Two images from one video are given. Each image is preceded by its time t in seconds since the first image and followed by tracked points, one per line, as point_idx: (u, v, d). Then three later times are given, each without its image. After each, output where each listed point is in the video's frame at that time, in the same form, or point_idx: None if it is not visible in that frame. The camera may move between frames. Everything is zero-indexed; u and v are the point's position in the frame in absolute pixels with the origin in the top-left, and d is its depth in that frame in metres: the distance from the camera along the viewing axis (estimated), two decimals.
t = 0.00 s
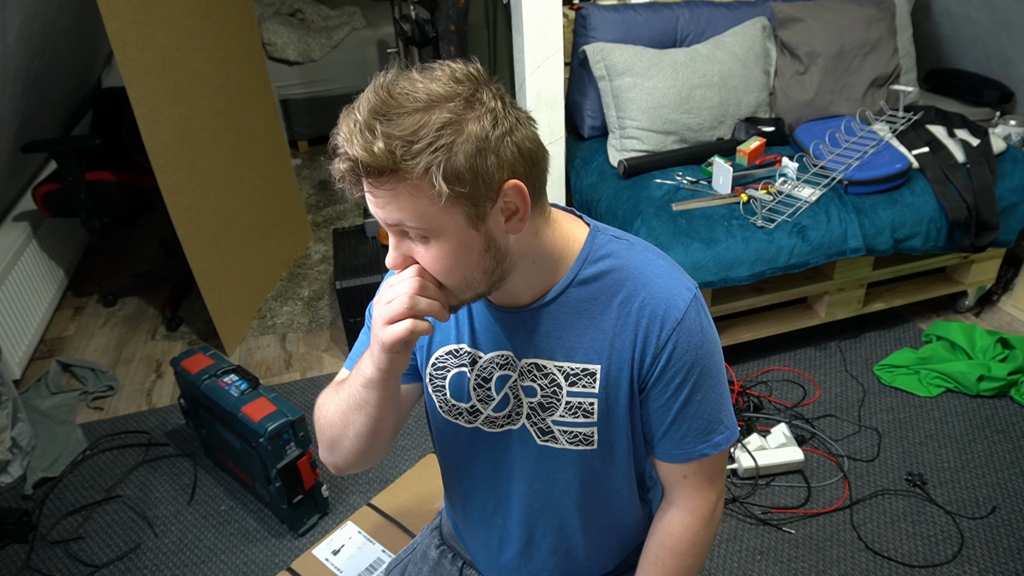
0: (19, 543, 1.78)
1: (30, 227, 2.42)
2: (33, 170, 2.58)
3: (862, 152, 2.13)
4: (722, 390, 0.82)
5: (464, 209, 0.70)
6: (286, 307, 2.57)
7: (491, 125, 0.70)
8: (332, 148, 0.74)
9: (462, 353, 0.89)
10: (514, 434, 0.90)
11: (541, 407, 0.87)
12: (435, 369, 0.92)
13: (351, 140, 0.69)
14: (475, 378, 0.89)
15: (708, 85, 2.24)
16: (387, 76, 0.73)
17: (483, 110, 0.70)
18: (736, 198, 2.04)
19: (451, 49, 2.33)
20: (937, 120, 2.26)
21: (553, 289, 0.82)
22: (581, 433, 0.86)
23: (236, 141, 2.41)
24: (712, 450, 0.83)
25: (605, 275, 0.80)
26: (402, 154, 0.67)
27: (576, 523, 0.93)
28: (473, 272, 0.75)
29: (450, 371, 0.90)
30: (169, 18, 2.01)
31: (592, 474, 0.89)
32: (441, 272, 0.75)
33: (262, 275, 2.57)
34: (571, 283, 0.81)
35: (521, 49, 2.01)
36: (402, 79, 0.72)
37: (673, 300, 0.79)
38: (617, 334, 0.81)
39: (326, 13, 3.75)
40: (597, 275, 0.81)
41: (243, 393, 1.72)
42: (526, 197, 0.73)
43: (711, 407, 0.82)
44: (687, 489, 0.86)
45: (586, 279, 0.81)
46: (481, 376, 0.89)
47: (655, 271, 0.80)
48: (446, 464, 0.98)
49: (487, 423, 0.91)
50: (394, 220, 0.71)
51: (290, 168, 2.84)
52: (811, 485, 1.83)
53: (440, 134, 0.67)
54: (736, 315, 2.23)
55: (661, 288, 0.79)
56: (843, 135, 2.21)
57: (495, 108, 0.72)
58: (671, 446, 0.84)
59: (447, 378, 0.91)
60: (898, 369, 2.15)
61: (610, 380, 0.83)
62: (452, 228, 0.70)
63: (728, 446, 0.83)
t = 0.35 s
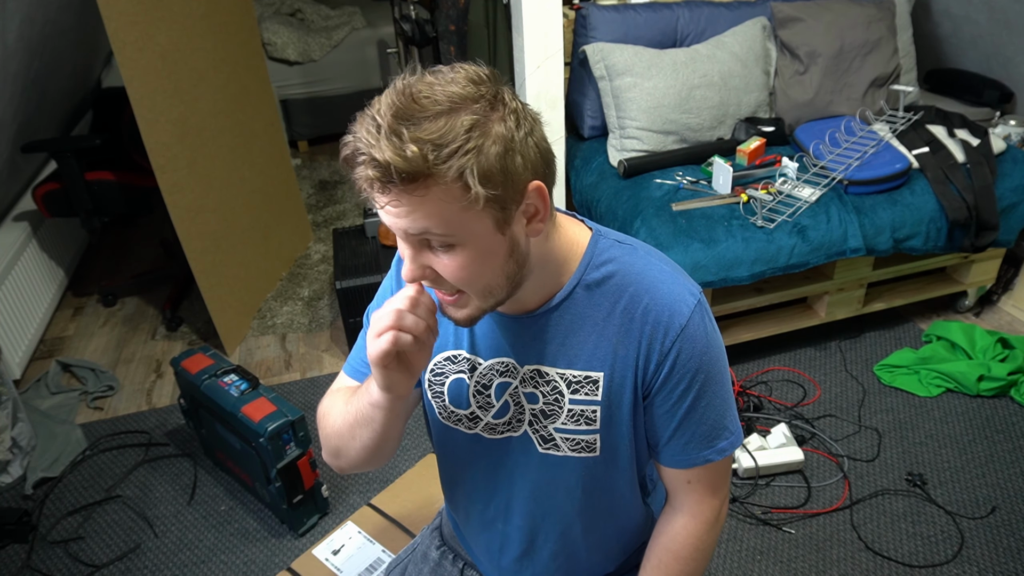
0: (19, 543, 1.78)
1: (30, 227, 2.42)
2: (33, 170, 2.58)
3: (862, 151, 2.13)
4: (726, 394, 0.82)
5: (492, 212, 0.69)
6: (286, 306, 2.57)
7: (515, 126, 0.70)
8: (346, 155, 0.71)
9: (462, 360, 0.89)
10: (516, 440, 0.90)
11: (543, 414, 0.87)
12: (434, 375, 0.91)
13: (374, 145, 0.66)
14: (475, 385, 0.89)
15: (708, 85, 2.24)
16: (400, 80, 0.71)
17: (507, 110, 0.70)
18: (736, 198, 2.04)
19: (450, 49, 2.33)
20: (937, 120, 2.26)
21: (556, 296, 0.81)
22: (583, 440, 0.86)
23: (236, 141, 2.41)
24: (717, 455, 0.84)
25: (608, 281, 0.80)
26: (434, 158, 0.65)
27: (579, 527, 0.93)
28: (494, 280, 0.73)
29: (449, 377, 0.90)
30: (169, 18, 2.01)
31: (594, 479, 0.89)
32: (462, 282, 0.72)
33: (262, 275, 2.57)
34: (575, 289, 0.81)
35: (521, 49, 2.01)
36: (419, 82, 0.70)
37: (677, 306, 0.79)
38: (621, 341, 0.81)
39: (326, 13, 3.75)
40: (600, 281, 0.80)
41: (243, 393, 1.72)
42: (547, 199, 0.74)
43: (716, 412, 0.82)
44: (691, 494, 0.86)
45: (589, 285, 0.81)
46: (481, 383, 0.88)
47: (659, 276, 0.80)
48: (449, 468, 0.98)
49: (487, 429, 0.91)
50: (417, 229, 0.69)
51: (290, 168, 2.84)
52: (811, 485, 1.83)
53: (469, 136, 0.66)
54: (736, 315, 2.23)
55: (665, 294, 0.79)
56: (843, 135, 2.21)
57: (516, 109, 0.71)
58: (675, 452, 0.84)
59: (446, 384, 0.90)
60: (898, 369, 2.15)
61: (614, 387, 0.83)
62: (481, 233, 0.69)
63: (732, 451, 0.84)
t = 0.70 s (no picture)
0: (19, 543, 1.78)
1: (30, 227, 2.42)
2: (33, 170, 2.58)
3: (862, 152, 2.13)
4: (733, 410, 0.80)
5: (540, 217, 0.69)
6: (286, 306, 2.57)
7: (558, 128, 0.72)
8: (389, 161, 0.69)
9: (458, 382, 0.88)
10: (519, 457, 0.90)
11: (546, 434, 0.86)
12: (432, 399, 0.90)
13: (431, 146, 0.65)
14: (474, 407, 0.88)
15: (708, 85, 2.24)
16: (440, 85, 0.72)
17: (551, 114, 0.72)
18: (736, 198, 2.04)
19: (450, 49, 2.33)
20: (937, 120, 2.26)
21: (558, 313, 0.80)
22: (587, 459, 0.86)
23: (236, 141, 2.41)
24: (724, 471, 0.81)
25: (609, 298, 0.79)
26: (497, 157, 0.65)
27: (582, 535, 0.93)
28: (531, 291, 0.73)
29: (446, 399, 0.89)
30: (169, 18, 2.01)
31: (599, 493, 0.89)
32: (503, 294, 0.71)
33: (262, 275, 2.57)
34: (577, 306, 0.80)
35: (520, 49, 2.01)
36: (464, 85, 0.70)
37: (678, 322, 0.77)
38: (622, 359, 0.80)
39: (326, 13, 3.75)
40: (602, 297, 0.79)
41: (243, 393, 1.72)
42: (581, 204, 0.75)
43: (722, 428, 0.79)
44: (696, 508, 0.84)
45: (592, 301, 0.79)
46: (481, 405, 0.87)
47: (660, 292, 0.79)
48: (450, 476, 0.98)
49: (489, 450, 0.90)
50: (468, 238, 0.67)
51: (290, 168, 2.84)
52: (811, 485, 1.83)
53: (525, 136, 0.67)
54: (736, 315, 2.24)
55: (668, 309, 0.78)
56: (843, 135, 2.21)
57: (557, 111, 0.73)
58: (682, 468, 0.82)
59: (444, 406, 0.90)
60: (898, 369, 2.15)
61: (617, 405, 0.82)
62: (530, 240, 0.69)
63: (739, 465, 0.81)
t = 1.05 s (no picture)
0: (19, 543, 1.78)
1: (30, 227, 2.42)
2: (33, 170, 2.58)
3: (862, 151, 2.13)
4: (722, 432, 0.79)
5: (532, 225, 0.69)
6: (286, 306, 2.57)
7: (547, 133, 0.72)
8: (377, 171, 0.69)
9: (454, 389, 0.87)
10: (512, 464, 0.90)
11: (533, 443, 0.86)
12: (426, 403, 0.90)
13: (419, 154, 0.65)
14: (469, 415, 0.88)
15: (708, 85, 2.24)
16: (425, 93, 0.72)
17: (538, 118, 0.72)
18: (736, 198, 2.04)
19: (451, 49, 2.32)
20: (938, 120, 2.26)
21: (543, 326, 0.79)
22: (574, 470, 0.86)
23: (236, 141, 2.41)
24: (712, 490, 0.81)
25: (594, 315, 0.78)
26: (488, 163, 0.65)
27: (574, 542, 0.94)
28: (522, 302, 0.73)
29: (441, 406, 0.89)
30: (169, 18, 2.01)
31: (587, 502, 0.90)
32: (496, 304, 0.72)
33: (263, 275, 2.57)
34: (562, 322, 0.79)
35: (521, 50, 2.01)
36: (450, 91, 0.70)
37: (663, 344, 0.76)
38: (605, 378, 0.79)
39: (326, 13, 3.75)
40: (586, 312, 0.78)
41: (243, 393, 1.72)
42: (570, 211, 0.76)
43: (707, 450, 0.78)
44: (683, 524, 0.85)
45: (577, 316, 0.78)
46: (475, 412, 0.88)
47: (646, 311, 0.77)
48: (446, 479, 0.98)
49: (482, 455, 0.90)
50: (460, 248, 0.67)
51: (290, 168, 2.84)
52: (811, 485, 1.83)
53: (514, 142, 0.67)
54: (736, 315, 2.24)
55: (651, 329, 0.76)
56: (843, 135, 2.21)
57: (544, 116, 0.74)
58: (667, 485, 0.82)
59: (439, 412, 0.90)
60: (897, 369, 2.15)
61: (600, 421, 0.82)
62: (522, 249, 0.69)
63: (729, 486, 0.81)
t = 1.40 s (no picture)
0: (19, 543, 1.78)
1: (30, 227, 2.42)
2: (33, 171, 2.58)
3: (862, 152, 2.13)
4: (723, 447, 0.78)
5: (537, 225, 0.70)
6: (286, 306, 2.57)
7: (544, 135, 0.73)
8: (380, 169, 0.67)
9: (447, 408, 0.88)
10: (506, 481, 0.90)
11: (528, 461, 0.86)
12: (419, 420, 0.90)
13: (427, 149, 0.64)
14: (462, 432, 0.88)
15: (708, 85, 2.24)
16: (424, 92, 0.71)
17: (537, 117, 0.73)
18: (736, 198, 2.04)
19: (451, 49, 2.32)
20: (938, 120, 2.26)
21: (540, 343, 0.79)
22: (572, 487, 0.86)
23: (236, 141, 2.41)
24: (715, 503, 0.81)
25: (589, 333, 0.78)
26: (497, 158, 0.65)
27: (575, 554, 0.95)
28: (527, 309, 0.72)
29: (434, 424, 0.89)
30: (169, 18, 2.01)
31: (587, 517, 0.89)
32: (503, 310, 0.71)
33: (263, 275, 2.57)
34: (558, 340, 0.78)
35: (521, 50, 2.01)
36: (449, 91, 0.70)
37: (659, 362, 0.75)
38: (602, 396, 0.79)
39: (326, 13, 3.75)
40: (582, 328, 0.78)
41: (243, 393, 1.72)
42: (568, 217, 0.76)
43: (707, 466, 0.78)
44: (685, 536, 0.85)
45: (572, 332, 0.78)
46: (469, 430, 0.88)
47: (642, 327, 0.77)
48: (441, 489, 0.98)
49: (476, 473, 0.90)
50: (469, 248, 0.66)
51: (290, 168, 2.84)
52: (811, 485, 1.83)
53: (518, 140, 0.68)
54: (736, 315, 2.24)
55: (648, 346, 0.76)
56: (843, 135, 2.21)
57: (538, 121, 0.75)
58: (669, 500, 0.82)
59: (432, 429, 0.90)
60: (897, 369, 2.15)
61: (598, 439, 0.81)
62: (528, 250, 0.69)
63: (732, 498, 0.81)
